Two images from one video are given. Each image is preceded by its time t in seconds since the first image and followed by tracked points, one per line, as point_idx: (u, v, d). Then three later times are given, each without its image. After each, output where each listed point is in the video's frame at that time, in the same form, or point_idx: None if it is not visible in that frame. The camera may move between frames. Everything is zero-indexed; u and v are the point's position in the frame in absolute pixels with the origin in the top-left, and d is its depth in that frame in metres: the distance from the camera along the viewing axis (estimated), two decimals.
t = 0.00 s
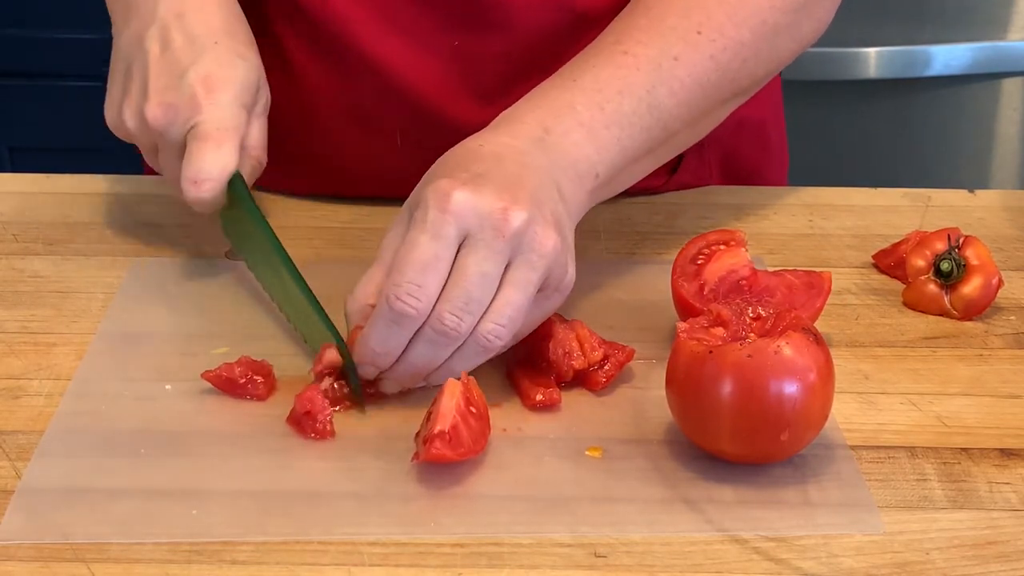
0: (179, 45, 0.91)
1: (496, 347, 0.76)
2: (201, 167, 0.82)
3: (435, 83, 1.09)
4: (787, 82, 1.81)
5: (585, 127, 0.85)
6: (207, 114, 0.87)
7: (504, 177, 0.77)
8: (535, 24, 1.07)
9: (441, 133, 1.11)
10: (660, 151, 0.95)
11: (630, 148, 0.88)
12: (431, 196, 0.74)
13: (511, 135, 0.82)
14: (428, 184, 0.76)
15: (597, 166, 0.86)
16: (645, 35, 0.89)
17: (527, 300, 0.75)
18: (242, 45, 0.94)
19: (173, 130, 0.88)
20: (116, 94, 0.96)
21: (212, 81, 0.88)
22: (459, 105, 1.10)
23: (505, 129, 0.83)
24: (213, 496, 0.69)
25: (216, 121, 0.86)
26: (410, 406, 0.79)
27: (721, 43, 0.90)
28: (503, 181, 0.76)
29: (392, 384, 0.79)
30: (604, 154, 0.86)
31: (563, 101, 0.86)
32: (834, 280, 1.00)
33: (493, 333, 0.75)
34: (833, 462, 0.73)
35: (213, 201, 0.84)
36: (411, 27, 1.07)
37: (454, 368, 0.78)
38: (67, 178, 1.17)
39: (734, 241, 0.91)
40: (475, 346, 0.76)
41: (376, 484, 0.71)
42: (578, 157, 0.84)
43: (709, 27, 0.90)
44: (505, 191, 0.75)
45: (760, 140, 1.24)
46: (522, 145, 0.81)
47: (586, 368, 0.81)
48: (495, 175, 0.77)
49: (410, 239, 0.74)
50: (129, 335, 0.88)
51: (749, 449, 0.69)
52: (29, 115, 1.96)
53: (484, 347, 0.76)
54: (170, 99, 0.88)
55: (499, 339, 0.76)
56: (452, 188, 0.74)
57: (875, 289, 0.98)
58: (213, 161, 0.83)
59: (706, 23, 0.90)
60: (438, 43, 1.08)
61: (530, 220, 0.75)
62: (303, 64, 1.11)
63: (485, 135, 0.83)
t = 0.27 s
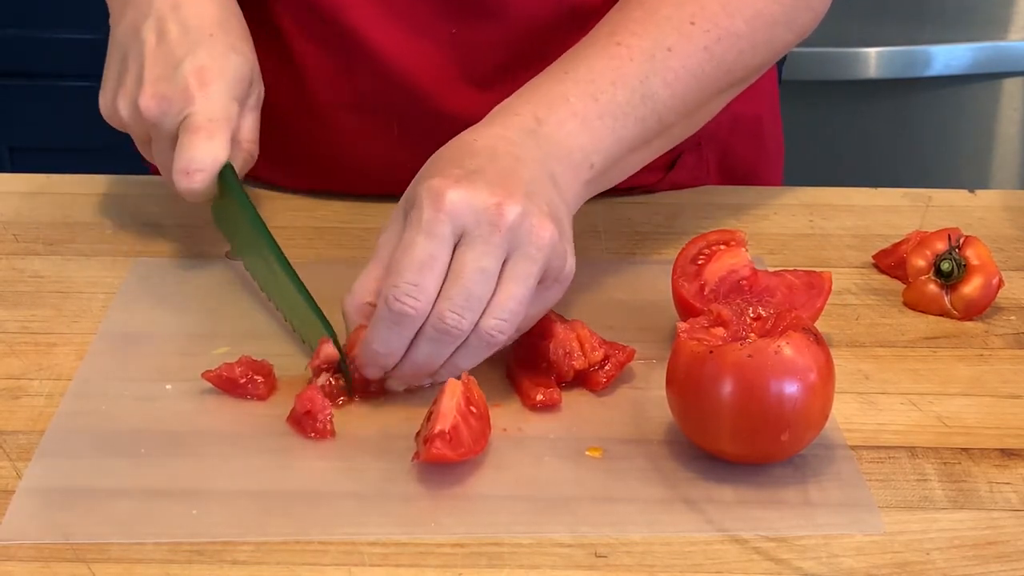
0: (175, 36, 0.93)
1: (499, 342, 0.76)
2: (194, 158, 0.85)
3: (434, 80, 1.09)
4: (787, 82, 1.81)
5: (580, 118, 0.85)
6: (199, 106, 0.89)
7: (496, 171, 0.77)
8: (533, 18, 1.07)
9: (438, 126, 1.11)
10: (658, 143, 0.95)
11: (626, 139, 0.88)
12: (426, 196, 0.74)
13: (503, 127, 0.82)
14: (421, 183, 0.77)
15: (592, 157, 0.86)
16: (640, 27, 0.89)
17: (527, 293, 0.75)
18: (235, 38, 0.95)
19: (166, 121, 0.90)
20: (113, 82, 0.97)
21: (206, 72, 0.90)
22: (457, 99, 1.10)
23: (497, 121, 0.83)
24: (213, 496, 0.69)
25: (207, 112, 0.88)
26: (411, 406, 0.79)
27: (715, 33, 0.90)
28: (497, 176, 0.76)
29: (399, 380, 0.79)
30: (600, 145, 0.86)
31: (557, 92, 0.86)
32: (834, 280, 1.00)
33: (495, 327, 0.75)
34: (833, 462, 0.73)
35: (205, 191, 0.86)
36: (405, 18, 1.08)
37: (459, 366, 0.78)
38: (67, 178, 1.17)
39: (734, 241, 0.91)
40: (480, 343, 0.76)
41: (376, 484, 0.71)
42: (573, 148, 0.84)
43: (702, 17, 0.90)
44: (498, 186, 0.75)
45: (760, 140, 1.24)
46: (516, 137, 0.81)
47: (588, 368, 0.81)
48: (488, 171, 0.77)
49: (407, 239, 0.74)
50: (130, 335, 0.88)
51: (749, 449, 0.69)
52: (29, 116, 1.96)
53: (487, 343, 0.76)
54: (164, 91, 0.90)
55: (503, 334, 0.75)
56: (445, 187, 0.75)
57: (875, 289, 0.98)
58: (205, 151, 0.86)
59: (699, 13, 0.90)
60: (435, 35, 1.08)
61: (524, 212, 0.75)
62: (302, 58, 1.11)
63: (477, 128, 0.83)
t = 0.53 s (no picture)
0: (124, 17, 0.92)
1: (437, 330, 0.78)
2: (133, 142, 0.81)
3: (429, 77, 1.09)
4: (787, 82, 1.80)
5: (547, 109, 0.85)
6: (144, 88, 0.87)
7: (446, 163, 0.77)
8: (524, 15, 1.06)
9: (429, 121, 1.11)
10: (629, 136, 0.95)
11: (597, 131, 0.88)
12: (372, 185, 0.75)
13: (468, 115, 0.82)
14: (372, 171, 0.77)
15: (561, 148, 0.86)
16: (618, 20, 0.89)
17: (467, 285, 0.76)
18: (190, 22, 0.95)
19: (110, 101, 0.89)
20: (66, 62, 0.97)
21: (151, 53, 0.89)
22: (449, 94, 1.10)
23: (464, 110, 0.83)
24: (213, 496, 0.69)
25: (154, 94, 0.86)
26: (410, 407, 0.79)
27: (694, 27, 0.90)
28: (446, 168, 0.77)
29: (341, 360, 0.81)
30: (569, 136, 0.86)
31: (526, 83, 0.85)
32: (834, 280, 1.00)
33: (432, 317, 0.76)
34: (833, 462, 0.73)
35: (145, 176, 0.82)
36: (386, 15, 1.07)
37: (397, 350, 0.80)
38: (67, 178, 1.17)
39: (734, 241, 0.91)
40: (415, 329, 0.77)
41: (376, 484, 0.71)
42: (542, 139, 0.84)
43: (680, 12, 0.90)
44: (444, 178, 0.75)
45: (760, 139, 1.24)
46: (477, 124, 0.82)
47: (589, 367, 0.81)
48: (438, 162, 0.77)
49: (351, 227, 0.74)
50: (130, 335, 0.88)
51: (749, 449, 0.69)
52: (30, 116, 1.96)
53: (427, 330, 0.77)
54: (109, 71, 0.89)
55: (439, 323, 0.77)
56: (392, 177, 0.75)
57: (875, 289, 0.98)
58: (146, 133, 0.82)
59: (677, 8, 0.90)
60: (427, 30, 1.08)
61: (469, 206, 0.75)
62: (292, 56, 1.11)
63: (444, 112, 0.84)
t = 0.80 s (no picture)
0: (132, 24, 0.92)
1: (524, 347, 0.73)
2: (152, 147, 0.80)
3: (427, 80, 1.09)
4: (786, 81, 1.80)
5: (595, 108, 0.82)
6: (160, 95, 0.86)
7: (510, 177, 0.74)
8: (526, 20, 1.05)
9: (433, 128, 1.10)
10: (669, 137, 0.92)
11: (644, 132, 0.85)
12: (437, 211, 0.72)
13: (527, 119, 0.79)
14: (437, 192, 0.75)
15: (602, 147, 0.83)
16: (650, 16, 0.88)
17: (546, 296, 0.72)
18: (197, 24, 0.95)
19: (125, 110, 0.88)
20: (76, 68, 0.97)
21: (163, 58, 0.89)
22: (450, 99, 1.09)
23: (540, 114, 0.74)
24: (213, 496, 0.69)
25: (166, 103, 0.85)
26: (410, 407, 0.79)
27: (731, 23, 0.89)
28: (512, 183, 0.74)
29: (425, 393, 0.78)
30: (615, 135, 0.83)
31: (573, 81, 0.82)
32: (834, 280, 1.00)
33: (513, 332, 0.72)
34: (833, 462, 0.73)
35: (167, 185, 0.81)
36: (394, 15, 1.06)
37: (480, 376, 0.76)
38: (67, 178, 1.17)
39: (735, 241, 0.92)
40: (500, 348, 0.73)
41: (376, 484, 0.71)
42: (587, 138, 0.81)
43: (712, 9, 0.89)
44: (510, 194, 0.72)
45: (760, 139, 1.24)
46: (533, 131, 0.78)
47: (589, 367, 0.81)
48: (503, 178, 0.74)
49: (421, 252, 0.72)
50: (130, 334, 0.88)
51: (749, 449, 0.70)
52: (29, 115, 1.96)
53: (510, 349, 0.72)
54: (121, 80, 0.88)
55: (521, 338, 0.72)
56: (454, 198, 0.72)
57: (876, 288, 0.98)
58: (167, 141, 0.81)
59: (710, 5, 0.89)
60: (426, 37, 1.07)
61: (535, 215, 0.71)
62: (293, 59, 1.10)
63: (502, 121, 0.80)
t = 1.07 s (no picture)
0: None
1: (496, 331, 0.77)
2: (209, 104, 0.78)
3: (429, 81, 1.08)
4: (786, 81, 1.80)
5: (578, 113, 0.83)
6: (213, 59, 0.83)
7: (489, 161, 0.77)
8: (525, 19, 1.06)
9: (432, 127, 1.10)
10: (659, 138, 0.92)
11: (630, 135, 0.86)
12: (418, 180, 0.75)
13: (505, 120, 0.81)
14: (415, 168, 0.77)
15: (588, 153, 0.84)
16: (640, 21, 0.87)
17: (520, 278, 0.76)
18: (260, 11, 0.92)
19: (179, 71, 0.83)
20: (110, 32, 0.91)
21: (225, 26, 0.86)
22: (449, 100, 1.09)
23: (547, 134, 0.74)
24: (213, 496, 0.69)
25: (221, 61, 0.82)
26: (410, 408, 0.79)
27: (719, 29, 0.87)
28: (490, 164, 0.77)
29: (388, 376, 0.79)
30: (600, 140, 0.84)
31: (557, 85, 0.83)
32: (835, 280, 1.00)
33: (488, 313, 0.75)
34: (834, 462, 0.73)
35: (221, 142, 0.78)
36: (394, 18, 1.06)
37: (452, 359, 0.79)
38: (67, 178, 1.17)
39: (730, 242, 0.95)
40: (472, 328, 0.76)
41: (376, 483, 0.71)
42: (572, 143, 0.82)
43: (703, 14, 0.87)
44: (491, 176, 0.76)
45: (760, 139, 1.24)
46: (513, 129, 0.80)
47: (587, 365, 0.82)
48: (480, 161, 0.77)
49: (398, 219, 0.74)
50: (130, 335, 0.88)
51: (750, 449, 0.69)
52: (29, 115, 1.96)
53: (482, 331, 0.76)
54: (177, 39, 0.83)
55: (497, 320, 0.76)
56: (436, 172, 0.75)
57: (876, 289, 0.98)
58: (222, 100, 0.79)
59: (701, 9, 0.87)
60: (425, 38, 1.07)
61: (514, 200, 0.75)
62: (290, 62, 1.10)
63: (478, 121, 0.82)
